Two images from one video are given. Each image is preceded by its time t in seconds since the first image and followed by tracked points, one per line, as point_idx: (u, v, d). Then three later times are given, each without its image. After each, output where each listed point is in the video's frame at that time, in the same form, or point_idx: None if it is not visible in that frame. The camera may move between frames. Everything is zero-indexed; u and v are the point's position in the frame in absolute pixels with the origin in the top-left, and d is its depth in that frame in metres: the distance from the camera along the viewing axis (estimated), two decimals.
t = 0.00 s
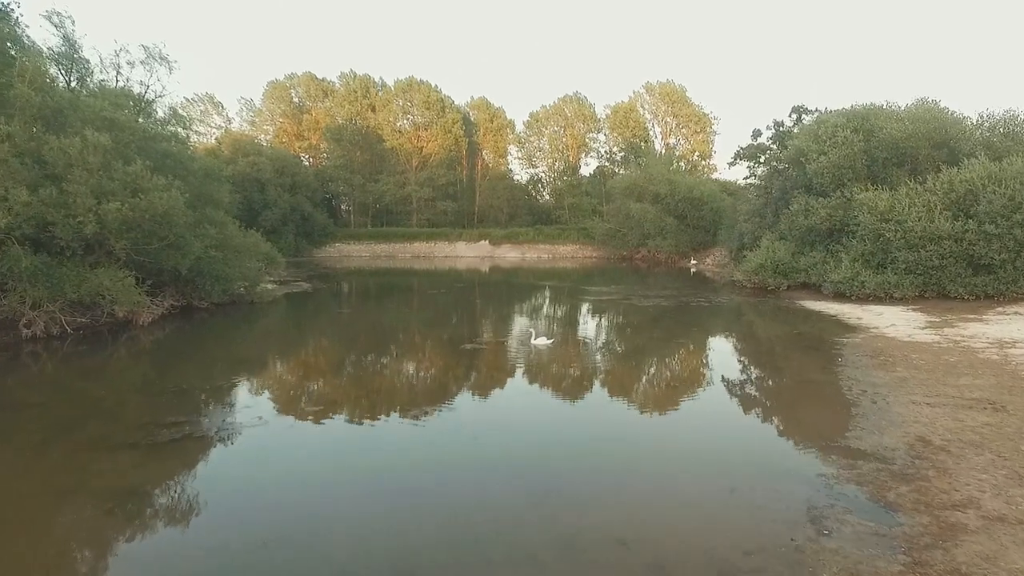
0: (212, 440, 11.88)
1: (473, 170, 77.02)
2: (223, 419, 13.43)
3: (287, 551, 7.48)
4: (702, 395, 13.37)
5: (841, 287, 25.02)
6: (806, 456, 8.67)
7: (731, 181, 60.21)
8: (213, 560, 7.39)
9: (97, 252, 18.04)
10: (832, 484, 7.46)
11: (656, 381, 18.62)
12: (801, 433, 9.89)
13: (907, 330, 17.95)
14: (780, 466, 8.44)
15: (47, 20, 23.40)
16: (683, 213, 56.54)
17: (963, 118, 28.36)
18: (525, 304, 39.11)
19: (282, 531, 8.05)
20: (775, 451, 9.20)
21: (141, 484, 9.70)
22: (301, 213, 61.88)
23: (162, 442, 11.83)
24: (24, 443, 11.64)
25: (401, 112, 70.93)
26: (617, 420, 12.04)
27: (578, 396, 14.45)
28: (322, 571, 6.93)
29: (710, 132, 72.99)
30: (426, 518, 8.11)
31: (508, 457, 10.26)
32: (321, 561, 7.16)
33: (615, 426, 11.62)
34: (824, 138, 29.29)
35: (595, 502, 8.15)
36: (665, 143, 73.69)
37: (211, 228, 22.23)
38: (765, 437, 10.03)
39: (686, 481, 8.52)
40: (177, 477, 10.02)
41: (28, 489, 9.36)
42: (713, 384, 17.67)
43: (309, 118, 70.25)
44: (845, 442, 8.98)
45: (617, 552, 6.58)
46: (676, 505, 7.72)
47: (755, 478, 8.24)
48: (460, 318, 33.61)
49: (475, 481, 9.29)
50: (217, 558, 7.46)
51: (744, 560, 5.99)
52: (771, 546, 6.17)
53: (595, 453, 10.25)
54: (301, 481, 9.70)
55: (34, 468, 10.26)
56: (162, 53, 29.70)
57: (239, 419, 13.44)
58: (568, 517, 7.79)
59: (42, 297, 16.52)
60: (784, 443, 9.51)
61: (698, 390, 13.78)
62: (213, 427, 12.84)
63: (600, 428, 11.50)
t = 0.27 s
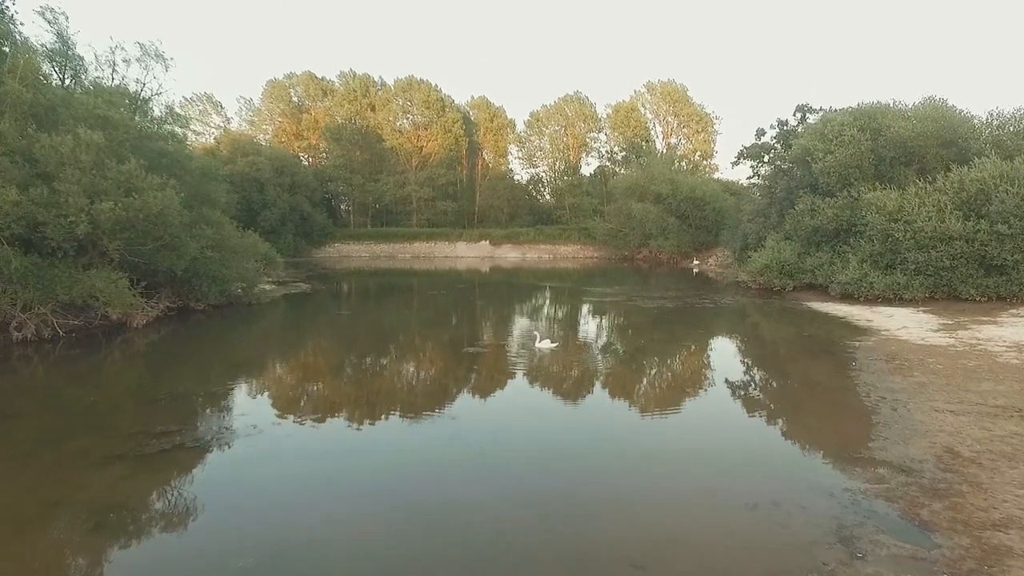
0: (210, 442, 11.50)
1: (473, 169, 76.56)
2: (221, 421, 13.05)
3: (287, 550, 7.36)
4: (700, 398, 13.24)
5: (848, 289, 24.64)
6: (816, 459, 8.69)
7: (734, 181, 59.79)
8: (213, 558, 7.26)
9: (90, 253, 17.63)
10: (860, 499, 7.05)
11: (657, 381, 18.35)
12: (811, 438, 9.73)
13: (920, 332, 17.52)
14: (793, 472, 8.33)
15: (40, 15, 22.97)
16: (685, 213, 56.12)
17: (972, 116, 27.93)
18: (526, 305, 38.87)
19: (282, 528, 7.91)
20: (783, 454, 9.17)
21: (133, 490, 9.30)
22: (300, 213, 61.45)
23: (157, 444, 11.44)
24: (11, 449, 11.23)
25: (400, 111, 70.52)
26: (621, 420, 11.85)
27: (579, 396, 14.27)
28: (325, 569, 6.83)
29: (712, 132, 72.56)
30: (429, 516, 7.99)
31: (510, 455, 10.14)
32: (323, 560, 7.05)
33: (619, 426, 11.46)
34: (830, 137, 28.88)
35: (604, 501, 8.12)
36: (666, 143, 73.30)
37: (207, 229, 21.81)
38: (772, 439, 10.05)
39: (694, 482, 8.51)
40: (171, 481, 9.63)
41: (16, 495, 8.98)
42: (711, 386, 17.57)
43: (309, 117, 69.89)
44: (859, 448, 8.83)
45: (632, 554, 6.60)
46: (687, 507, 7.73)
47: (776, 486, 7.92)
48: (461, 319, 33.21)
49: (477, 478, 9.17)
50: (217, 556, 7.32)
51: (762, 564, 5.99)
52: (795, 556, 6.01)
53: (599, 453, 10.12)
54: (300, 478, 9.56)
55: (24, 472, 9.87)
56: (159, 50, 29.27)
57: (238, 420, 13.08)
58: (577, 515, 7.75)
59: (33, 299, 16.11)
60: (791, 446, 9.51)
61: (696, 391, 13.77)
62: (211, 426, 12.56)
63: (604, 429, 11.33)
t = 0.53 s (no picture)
0: (206, 447, 11.13)
1: (473, 169, 76.08)
2: (218, 425, 12.67)
3: (288, 551, 7.25)
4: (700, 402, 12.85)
5: (856, 290, 24.24)
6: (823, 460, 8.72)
7: (735, 181, 59.38)
8: (212, 560, 7.15)
9: (83, 253, 17.23)
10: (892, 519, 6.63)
11: (657, 383, 18.00)
12: (820, 439, 9.71)
13: (933, 335, 17.10)
14: (804, 476, 8.24)
15: (33, 12, 22.54)
16: (687, 213, 55.68)
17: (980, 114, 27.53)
18: (527, 305, 38.57)
19: (282, 529, 7.79)
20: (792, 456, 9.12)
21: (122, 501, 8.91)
22: (299, 213, 61.01)
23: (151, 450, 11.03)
24: None
25: (400, 111, 70.09)
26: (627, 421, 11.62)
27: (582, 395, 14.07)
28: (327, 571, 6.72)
29: (713, 132, 72.17)
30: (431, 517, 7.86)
31: (513, 453, 10.01)
32: (324, 561, 6.93)
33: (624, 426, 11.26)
34: (836, 136, 28.47)
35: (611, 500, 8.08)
36: (667, 142, 72.90)
37: (203, 229, 21.36)
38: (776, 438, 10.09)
39: (701, 480, 8.52)
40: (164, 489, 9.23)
41: None
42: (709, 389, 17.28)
43: (308, 117, 69.48)
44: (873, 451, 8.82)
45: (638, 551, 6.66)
46: (694, 504, 7.76)
47: (791, 493, 7.78)
48: (461, 319, 32.77)
49: (480, 476, 9.04)
50: (216, 557, 7.20)
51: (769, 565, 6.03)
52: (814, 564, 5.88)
53: (603, 452, 9.96)
54: (301, 477, 9.42)
55: (10, 481, 9.46)
56: (155, 48, 28.82)
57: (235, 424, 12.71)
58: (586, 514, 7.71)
59: (23, 301, 15.68)
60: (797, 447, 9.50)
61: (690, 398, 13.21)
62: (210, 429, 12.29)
63: (609, 429, 11.11)
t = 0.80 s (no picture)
0: (194, 462, 10.58)
1: (473, 169, 75.54)
2: (207, 437, 12.07)
3: (292, 549, 7.75)
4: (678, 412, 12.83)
5: (865, 292, 23.81)
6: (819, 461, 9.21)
7: (738, 180, 58.91)
8: (223, 557, 7.63)
9: (72, 254, 16.74)
10: (928, 552, 6.30)
11: (657, 385, 17.71)
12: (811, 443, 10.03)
13: (948, 339, 16.67)
14: (803, 481, 8.64)
15: (25, 7, 22.03)
16: (690, 212, 55.23)
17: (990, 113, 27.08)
18: (527, 305, 38.32)
19: (288, 529, 8.29)
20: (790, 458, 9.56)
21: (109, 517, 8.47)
22: (298, 213, 60.49)
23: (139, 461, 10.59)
24: None
25: (400, 110, 69.54)
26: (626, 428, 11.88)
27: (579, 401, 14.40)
28: (329, 570, 7.20)
29: (715, 131, 71.72)
30: (426, 520, 8.36)
31: (508, 460, 10.48)
32: (326, 561, 7.42)
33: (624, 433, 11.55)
34: (844, 135, 28.01)
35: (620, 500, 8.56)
36: (669, 141, 72.43)
37: (198, 229, 20.89)
38: (774, 439, 10.54)
39: (705, 480, 9.03)
40: (145, 514, 8.71)
41: None
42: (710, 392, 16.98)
43: (308, 116, 68.89)
44: (862, 453, 9.16)
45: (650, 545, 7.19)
46: (702, 503, 8.27)
47: (787, 493, 8.24)
48: (461, 320, 32.34)
49: (475, 482, 9.55)
50: (227, 554, 7.70)
51: (768, 561, 6.54)
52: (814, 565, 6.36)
53: (604, 456, 10.39)
54: (305, 481, 9.92)
55: None
56: (150, 45, 28.30)
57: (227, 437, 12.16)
58: (592, 513, 8.24)
59: (10, 304, 15.19)
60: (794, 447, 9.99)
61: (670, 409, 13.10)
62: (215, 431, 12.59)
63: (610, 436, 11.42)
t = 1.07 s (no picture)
0: (182, 475, 10.04)
1: (473, 168, 75.07)
2: (197, 447, 11.52)
3: (293, 548, 7.74)
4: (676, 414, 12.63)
5: (873, 293, 23.44)
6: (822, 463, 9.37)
7: (740, 180, 58.51)
8: (224, 557, 7.62)
9: (63, 255, 16.32)
10: None
11: (659, 386, 17.46)
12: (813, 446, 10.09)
13: (963, 341, 16.26)
14: (808, 482, 8.77)
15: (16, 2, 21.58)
16: (691, 212, 54.84)
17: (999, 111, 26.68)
18: (528, 305, 38.19)
19: (290, 528, 8.29)
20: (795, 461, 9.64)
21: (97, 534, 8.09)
22: (297, 213, 60.05)
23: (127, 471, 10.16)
24: None
25: (400, 109, 69.07)
26: (629, 428, 11.86)
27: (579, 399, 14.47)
28: (335, 566, 7.27)
29: (716, 131, 71.34)
30: (426, 520, 8.35)
31: (509, 460, 10.47)
32: (332, 558, 7.48)
33: (627, 433, 11.55)
34: (850, 133, 27.61)
35: (628, 499, 8.68)
36: (670, 141, 72.03)
37: (193, 229, 20.45)
38: (777, 440, 10.64)
39: (711, 480, 9.20)
40: (127, 534, 8.19)
41: None
42: (711, 393, 16.71)
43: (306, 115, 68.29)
44: (862, 458, 9.27)
45: (661, 544, 7.38)
46: (711, 503, 8.44)
47: (790, 497, 8.41)
48: (462, 320, 31.95)
49: (476, 482, 9.53)
50: (226, 554, 7.67)
51: (769, 559, 6.80)
52: (822, 567, 6.59)
53: (609, 455, 10.46)
54: (305, 480, 9.92)
55: None
56: (145, 42, 27.85)
57: (219, 447, 11.63)
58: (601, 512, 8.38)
59: None
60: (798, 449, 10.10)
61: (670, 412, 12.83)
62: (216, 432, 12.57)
63: (614, 437, 11.40)
